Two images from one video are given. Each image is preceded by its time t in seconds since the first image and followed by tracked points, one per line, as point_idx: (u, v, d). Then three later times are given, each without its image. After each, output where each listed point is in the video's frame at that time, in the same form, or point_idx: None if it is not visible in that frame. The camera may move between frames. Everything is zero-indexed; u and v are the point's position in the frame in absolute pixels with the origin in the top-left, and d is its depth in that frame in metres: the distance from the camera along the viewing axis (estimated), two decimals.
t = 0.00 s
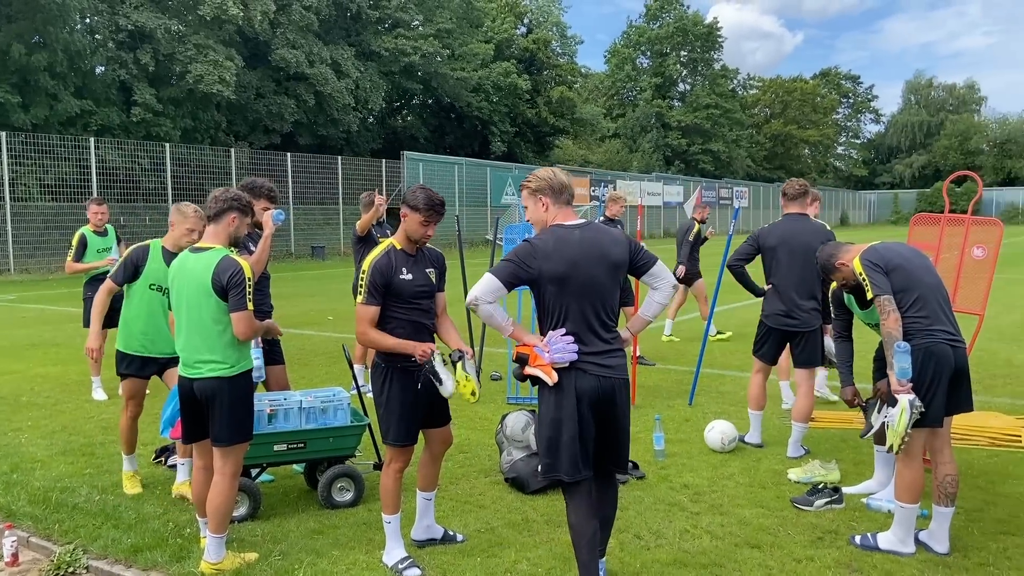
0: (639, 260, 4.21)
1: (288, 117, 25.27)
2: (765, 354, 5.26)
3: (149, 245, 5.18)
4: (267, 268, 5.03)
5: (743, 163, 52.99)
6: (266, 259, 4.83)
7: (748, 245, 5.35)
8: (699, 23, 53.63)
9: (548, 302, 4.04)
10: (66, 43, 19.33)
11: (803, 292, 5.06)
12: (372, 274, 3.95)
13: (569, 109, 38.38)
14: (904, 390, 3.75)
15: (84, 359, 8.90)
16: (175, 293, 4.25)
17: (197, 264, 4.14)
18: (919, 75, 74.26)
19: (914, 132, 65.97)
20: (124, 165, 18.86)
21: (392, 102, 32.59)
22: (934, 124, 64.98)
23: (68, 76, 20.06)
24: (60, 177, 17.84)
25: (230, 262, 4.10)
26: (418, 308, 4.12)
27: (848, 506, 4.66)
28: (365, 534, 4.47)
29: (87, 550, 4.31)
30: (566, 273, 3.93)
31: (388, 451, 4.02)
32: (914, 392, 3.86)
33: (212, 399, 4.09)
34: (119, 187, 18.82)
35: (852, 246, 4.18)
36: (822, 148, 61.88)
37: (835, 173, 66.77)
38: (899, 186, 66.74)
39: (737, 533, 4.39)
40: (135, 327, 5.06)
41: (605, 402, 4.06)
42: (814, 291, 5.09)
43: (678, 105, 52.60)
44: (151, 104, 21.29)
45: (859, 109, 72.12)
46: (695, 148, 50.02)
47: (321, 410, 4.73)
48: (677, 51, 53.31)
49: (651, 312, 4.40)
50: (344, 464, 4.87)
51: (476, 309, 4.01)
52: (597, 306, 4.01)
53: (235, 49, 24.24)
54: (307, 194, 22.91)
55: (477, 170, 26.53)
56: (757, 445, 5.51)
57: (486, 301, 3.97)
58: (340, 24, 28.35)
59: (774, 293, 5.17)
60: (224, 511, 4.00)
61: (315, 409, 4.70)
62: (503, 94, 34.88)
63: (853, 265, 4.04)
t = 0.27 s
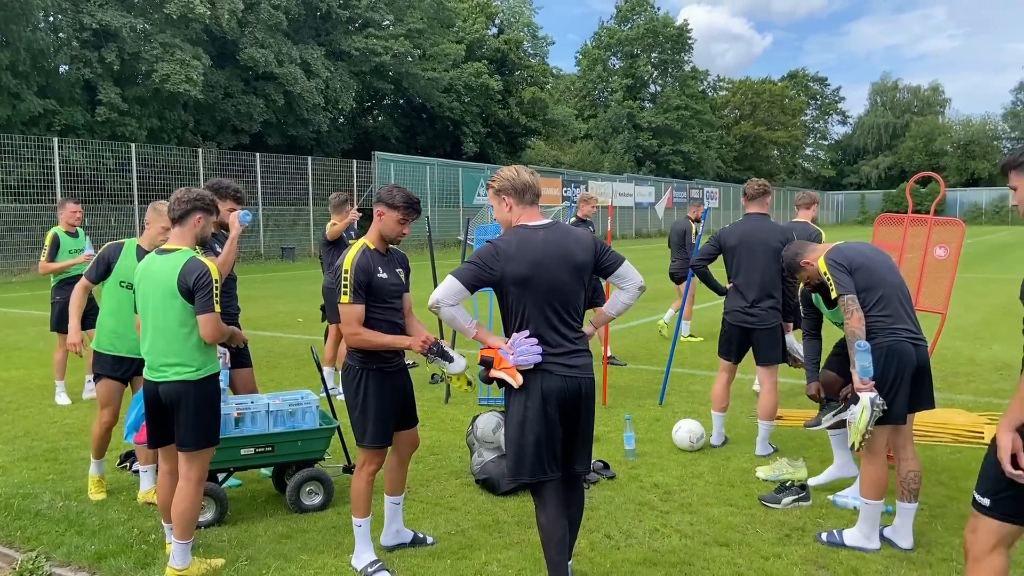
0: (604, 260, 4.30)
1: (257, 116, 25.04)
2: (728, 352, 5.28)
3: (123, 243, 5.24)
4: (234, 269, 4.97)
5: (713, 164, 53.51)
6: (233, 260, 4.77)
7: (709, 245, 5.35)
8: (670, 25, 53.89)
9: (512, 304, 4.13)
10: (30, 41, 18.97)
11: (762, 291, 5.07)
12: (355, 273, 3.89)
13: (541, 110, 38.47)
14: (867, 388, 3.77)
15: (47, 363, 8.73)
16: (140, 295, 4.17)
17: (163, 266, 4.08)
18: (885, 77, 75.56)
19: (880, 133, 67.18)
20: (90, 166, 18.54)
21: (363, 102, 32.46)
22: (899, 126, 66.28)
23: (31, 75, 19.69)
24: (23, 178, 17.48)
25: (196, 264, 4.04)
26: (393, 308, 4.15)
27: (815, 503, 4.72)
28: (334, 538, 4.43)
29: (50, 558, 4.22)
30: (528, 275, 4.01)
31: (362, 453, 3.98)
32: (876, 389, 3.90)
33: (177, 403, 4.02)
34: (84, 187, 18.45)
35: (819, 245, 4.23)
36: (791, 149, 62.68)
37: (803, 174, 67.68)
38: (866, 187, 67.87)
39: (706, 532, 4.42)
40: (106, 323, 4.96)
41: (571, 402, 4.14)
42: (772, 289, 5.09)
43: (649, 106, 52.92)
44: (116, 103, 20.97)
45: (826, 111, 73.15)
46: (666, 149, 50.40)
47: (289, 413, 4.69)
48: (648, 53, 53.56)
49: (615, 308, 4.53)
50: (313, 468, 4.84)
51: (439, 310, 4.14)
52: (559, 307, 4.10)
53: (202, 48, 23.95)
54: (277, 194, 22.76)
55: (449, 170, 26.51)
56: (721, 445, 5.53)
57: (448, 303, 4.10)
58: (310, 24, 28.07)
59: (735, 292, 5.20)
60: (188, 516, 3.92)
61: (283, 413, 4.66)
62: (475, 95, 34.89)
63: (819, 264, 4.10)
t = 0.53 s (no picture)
0: (567, 262, 4.35)
1: (223, 116, 24.77)
2: (684, 349, 5.27)
3: (90, 245, 5.16)
4: (197, 271, 4.91)
5: (681, 165, 53.98)
6: (196, 261, 4.71)
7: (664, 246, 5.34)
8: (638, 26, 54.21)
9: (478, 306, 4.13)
10: None
11: (713, 290, 5.07)
12: (334, 273, 3.91)
13: (511, 111, 38.53)
14: (829, 386, 3.78)
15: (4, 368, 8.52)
16: (102, 297, 4.10)
17: (125, 268, 4.01)
18: (849, 81, 76.93)
19: (844, 135, 68.43)
20: (51, 166, 18.15)
21: (331, 102, 32.29)
22: (862, 128, 67.63)
23: None
24: None
25: (160, 265, 3.98)
26: (366, 308, 4.18)
27: (780, 500, 4.77)
28: (301, 542, 4.40)
29: (8, 566, 4.12)
30: (495, 277, 4.01)
31: (330, 454, 3.96)
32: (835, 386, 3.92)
33: (137, 407, 3.95)
34: (46, 186, 18.05)
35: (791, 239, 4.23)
36: (757, 150, 63.50)
37: (770, 175, 68.64)
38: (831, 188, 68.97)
39: (673, 530, 4.46)
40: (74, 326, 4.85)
41: (537, 402, 4.17)
42: (724, 288, 5.08)
43: (618, 107, 53.24)
44: (78, 102, 20.57)
45: (792, 113, 74.18)
46: (635, 150, 50.72)
47: (254, 416, 4.64)
48: (617, 54, 53.82)
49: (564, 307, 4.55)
50: (279, 471, 4.79)
51: (406, 312, 4.11)
52: (524, 309, 4.11)
53: (166, 46, 23.60)
54: (244, 194, 22.56)
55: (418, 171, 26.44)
56: (688, 443, 5.57)
57: (415, 305, 4.11)
58: (277, 23, 27.82)
59: (689, 290, 5.19)
60: (147, 523, 3.87)
61: (248, 416, 4.60)
62: (444, 95, 34.85)
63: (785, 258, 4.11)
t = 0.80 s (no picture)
0: (533, 256, 4.38)
1: (186, 116, 24.40)
2: (641, 349, 5.18)
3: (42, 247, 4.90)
4: (157, 273, 4.85)
5: (648, 166, 54.47)
6: (156, 262, 4.65)
7: (618, 248, 5.29)
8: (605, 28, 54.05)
9: (443, 307, 4.13)
10: None
11: (665, 290, 5.00)
12: (308, 270, 3.90)
13: (478, 112, 38.55)
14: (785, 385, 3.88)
15: None
16: (60, 298, 4.02)
17: (83, 269, 3.93)
18: (812, 83, 78.34)
19: (808, 137, 69.69)
20: (8, 166, 17.67)
21: (297, 101, 32.02)
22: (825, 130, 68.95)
23: None
24: None
25: (119, 267, 3.91)
26: (336, 307, 4.19)
27: (744, 497, 4.83)
28: (264, 546, 4.35)
29: None
30: (463, 278, 4.02)
31: (299, 454, 3.93)
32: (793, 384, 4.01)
33: (95, 410, 3.88)
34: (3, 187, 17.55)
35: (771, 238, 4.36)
36: (722, 151, 64.32)
37: (735, 176, 69.57)
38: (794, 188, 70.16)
39: (638, 528, 4.49)
40: (33, 330, 4.74)
41: (502, 403, 4.21)
42: (675, 289, 5.02)
43: (585, 108, 53.48)
44: (36, 101, 20.07)
45: (755, 115, 75.21)
46: (601, 151, 51.07)
47: (217, 419, 4.59)
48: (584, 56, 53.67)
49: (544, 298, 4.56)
50: (243, 475, 4.74)
51: (372, 314, 4.02)
52: (490, 310, 4.15)
53: (127, 44, 23.13)
54: (208, 195, 22.27)
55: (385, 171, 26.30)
56: (653, 442, 5.62)
57: (383, 306, 3.99)
58: (241, 22, 27.44)
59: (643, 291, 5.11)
60: (105, 527, 3.82)
61: (210, 419, 4.56)
62: (410, 95, 34.73)
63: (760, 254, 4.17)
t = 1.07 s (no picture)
0: (494, 259, 4.40)
1: (145, 114, 23.97)
2: (600, 348, 5.19)
3: None
4: (114, 274, 4.76)
5: (613, 167, 54.93)
6: (112, 263, 4.57)
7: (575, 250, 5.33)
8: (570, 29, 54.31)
9: (405, 308, 4.11)
10: None
11: (621, 290, 5.03)
12: (271, 269, 3.88)
13: (444, 112, 38.61)
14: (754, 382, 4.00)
15: None
16: (12, 301, 3.92)
17: (38, 270, 3.83)
18: (773, 86, 79.72)
19: (770, 138, 70.92)
20: None
21: (260, 101, 31.72)
22: (786, 132, 70.22)
23: None
24: None
25: (75, 268, 3.83)
26: (303, 308, 4.16)
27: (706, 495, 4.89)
28: (225, 551, 4.30)
29: None
30: (423, 279, 4.00)
31: (264, 454, 3.89)
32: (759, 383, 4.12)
33: (51, 415, 3.79)
34: None
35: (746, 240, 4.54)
36: (687, 153, 65.10)
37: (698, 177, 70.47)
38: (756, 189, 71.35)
39: (602, 527, 4.51)
40: None
41: (465, 404, 4.19)
42: (631, 287, 5.04)
43: (551, 109, 53.67)
44: None
45: (718, 117, 76.19)
46: (567, 152, 51.36)
47: (175, 423, 4.52)
48: (549, 56, 53.79)
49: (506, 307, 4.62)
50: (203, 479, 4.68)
51: (332, 317, 4.00)
52: (455, 310, 4.13)
53: (85, 42, 22.64)
54: (170, 195, 21.93)
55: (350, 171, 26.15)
56: (617, 441, 5.66)
57: (341, 309, 3.99)
58: (202, 20, 27.05)
59: (602, 290, 5.12)
60: (62, 533, 3.76)
61: (169, 423, 4.49)
62: (376, 95, 34.88)
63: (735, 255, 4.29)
